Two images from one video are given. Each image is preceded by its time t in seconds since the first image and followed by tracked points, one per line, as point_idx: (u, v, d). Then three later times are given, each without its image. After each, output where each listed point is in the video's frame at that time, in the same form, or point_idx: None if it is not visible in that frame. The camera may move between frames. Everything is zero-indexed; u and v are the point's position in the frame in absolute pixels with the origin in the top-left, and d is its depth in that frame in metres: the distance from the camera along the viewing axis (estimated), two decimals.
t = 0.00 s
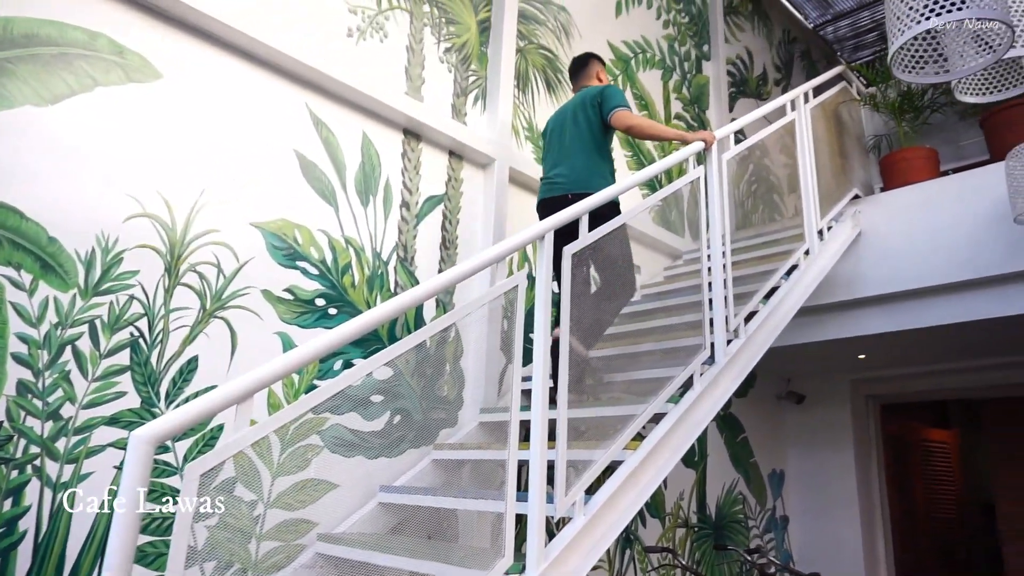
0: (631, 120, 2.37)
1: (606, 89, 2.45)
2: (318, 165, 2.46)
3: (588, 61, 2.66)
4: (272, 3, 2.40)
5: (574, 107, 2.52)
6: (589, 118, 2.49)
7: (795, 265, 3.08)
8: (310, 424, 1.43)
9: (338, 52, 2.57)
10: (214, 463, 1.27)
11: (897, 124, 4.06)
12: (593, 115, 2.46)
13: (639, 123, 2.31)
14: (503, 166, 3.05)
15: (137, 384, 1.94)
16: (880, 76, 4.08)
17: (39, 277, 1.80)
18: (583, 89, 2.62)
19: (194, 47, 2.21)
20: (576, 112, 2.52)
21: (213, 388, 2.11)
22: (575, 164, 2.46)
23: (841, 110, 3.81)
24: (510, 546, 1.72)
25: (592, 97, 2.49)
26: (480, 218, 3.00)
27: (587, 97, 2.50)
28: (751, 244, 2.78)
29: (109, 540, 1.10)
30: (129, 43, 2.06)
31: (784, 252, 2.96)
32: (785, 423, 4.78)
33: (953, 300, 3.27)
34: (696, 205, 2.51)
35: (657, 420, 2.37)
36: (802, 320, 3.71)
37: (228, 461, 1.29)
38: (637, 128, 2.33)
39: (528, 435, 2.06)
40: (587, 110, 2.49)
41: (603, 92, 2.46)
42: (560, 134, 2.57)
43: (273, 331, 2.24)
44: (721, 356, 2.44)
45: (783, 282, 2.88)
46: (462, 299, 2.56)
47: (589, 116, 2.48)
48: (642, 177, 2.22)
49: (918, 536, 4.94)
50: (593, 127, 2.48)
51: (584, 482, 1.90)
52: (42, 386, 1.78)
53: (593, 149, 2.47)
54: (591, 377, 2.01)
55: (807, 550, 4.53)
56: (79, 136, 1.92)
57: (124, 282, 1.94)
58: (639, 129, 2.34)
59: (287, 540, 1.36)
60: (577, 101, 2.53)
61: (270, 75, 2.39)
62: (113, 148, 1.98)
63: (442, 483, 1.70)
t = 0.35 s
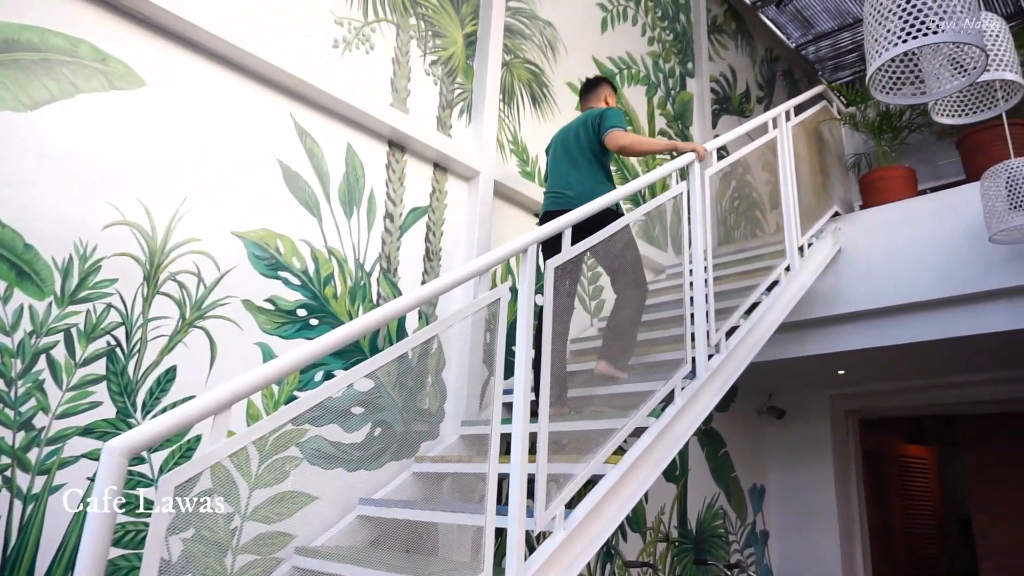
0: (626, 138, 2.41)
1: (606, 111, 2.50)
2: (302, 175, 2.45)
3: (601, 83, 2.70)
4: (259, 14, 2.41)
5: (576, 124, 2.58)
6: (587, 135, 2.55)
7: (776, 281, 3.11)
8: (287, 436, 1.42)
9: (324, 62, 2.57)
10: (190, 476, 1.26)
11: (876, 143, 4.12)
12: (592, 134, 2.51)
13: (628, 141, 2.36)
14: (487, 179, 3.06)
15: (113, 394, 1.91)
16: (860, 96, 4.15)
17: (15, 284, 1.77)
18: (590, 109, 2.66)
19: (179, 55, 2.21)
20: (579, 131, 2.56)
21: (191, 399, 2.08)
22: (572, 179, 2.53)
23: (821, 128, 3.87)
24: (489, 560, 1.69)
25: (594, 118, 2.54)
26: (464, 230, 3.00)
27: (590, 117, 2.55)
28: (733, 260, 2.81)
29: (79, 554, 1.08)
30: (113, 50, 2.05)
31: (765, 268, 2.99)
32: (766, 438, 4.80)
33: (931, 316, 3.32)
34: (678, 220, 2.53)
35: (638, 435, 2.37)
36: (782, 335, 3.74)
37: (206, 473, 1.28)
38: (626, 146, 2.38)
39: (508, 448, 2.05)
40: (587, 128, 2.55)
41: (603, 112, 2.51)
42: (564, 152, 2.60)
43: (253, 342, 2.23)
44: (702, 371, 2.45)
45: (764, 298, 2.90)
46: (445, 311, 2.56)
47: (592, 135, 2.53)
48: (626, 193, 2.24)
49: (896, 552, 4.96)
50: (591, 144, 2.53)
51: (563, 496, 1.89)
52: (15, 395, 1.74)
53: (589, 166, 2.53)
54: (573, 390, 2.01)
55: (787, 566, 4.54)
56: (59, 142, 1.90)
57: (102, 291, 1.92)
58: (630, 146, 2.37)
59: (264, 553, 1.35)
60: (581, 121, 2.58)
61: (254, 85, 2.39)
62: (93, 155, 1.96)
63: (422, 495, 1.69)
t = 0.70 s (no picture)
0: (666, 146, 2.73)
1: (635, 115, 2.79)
2: (284, 185, 2.44)
3: (622, 83, 3.04)
4: (243, 24, 2.40)
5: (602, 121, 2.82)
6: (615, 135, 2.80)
7: (756, 296, 3.14)
8: (265, 448, 1.41)
9: (308, 73, 2.57)
10: (164, 487, 1.24)
11: (855, 161, 4.19)
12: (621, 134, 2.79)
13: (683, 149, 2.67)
14: (470, 191, 3.07)
15: (87, 405, 1.88)
16: (839, 114, 4.22)
17: None
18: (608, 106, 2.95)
19: (161, 64, 2.19)
20: (601, 128, 2.83)
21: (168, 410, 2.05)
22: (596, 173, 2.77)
23: (802, 146, 3.93)
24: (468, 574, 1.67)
25: (620, 119, 2.81)
26: (448, 242, 3.00)
27: (615, 118, 2.82)
28: (714, 274, 2.83)
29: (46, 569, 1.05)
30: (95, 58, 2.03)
31: (746, 283, 3.02)
32: (746, 452, 4.83)
33: (908, 332, 3.36)
34: (660, 235, 2.55)
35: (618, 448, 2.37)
36: (763, 350, 3.77)
37: (181, 485, 1.26)
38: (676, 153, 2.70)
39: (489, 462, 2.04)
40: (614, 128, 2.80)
41: (632, 117, 2.80)
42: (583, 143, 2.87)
43: (232, 352, 2.20)
44: (683, 385, 2.45)
45: (745, 312, 2.92)
46: (428, 323, 2.55)
47: (614, 133, 2.81)
48: (608, 206, 2.27)
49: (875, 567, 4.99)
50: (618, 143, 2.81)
51: (543, 510, 1.89)
52: None
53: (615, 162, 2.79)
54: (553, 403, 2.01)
55: None
56: (36, 149, 1.87)
57: (77, 300, 1.89)
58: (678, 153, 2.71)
59: (239, 568, 1.33)
60: (604, 118, 2.84)
61: (237, 94, 2.38)
62: (71, 162, 1.93)
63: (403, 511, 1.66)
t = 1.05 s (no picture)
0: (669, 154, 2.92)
1: (637, 125, 2.89)
2: (269, 190, 2.43)
3: (611, 89, 3.11)
4: (229, 27, 2.39)
5: (607, 123, 2.89)
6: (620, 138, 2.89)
7: (741, 305, 3.15)
8: (250, 455, 1.39)
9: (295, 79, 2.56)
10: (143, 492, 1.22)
11: (839, 171, 4.23)
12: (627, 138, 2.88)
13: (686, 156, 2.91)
14: (457, 199, 3.06)
15: (65, 411, 1.85)
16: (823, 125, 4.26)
17: None
18: (606, 112, 3.01)
19: (146, 67, 2.18)
20: (602, 133, 2.89)
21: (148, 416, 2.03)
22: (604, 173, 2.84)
23: (787, 156, 3.96)
24: None
25: (622, 127, 2.89)
26: (435, 248, 3.00)
27: (617, 124, 2.89)
28: (699, 283, 2.84)
29: None
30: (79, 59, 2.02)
31: (731, 292, 3.03)
32: (731, 459, 4.85)
33: (891, 341, 3.39)
34: (645, 243, 2.55)
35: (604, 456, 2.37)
36: (748, 359, 3.79)
37: (162, 491, 1.25)
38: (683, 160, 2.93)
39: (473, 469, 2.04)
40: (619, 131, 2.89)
41: (634, 125, 2.89)
42: (583, 147, 2.92)
43: (215, 357, 2.18)
44: (668, 394, 2.46)
45: (730, 321, 2.93)
46: (413, 329, 2.54)
47: (617, 139, 2.89)
48: (593, 214, 2.28)
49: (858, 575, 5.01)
50: (621, 148, 2.89)
51: (527, 518, 1.88)
52: None
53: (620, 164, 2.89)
54: (538, 410, 2.01)
55: None
56: (17, 151, 1.85)
57: (57, 304, 1.87)
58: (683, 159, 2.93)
59: None
60: (604, 125, 2.91)
61: (223, 98, 2.37)
62: (53, 165, 1.91)
63: (387, 518, 1.64)
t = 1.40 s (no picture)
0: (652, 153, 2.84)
1: (623, 124, 2.91)
2: (263, 196, 2.43)
3: (600, 94, 3.16)
4: (225, 34, 2.40)
5: (596, 127, 2.94)
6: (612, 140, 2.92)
7: (735, 313, 3.16)
8: (241, 462, 1.39)
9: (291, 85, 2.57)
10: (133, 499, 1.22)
11: (833, 181, 4.25)
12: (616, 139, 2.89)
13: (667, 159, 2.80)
14: (451, 205, 3.07)
15: (56, 417, 1.84)
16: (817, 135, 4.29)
17: None
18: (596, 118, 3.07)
19: (141, 73, 2.18)
20: (593, 138, 2.94)
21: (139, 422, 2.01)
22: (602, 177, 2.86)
23: (780, 165, 3.98)
24: None
25: (609, 127, 2.92)
26: (429, 255, 3.00)
27: (604, 126, 2.93)
28: (693, 291, 2.85)
29: None
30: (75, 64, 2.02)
31: (725, 301, 3.03)
32: (724, 468, 4.84)
33: (884, 350, 3.40)
34: (638, 251, 2.56)
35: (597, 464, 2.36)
36: (741, 368, 3.80)
37: (152, 498, 1.24)
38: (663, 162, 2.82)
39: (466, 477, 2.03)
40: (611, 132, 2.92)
41: (622, 125, 2.91)
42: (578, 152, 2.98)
43: (207, 364, 2.18)
44: (661, 402, 2.46)
45: (723, 330, 2.94)
46: (406, 335, 2.54)
47: (607, 141, 2.92)
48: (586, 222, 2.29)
49: None
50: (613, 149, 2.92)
51: (520, 526, 1.87)
52: None
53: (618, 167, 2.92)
54: (532, 418, 2.00)
55: None
56: (11, 155, 1.85)
57: (49, 309, 1.86)
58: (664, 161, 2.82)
59: None
60: (592, 129, 2.95)
61: (218, 104, 2.37)
62: (46, 170, 1.91)
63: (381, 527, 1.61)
